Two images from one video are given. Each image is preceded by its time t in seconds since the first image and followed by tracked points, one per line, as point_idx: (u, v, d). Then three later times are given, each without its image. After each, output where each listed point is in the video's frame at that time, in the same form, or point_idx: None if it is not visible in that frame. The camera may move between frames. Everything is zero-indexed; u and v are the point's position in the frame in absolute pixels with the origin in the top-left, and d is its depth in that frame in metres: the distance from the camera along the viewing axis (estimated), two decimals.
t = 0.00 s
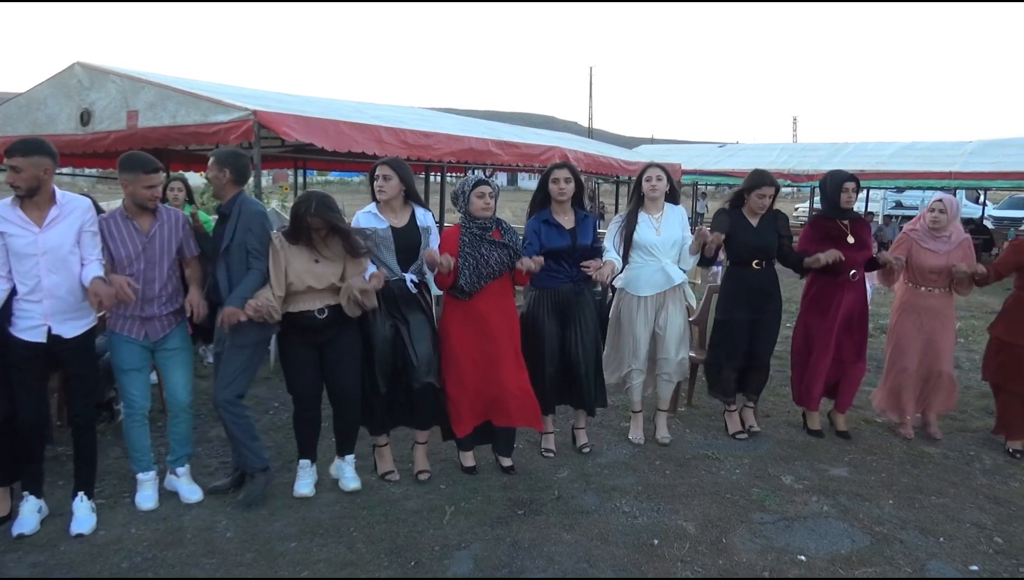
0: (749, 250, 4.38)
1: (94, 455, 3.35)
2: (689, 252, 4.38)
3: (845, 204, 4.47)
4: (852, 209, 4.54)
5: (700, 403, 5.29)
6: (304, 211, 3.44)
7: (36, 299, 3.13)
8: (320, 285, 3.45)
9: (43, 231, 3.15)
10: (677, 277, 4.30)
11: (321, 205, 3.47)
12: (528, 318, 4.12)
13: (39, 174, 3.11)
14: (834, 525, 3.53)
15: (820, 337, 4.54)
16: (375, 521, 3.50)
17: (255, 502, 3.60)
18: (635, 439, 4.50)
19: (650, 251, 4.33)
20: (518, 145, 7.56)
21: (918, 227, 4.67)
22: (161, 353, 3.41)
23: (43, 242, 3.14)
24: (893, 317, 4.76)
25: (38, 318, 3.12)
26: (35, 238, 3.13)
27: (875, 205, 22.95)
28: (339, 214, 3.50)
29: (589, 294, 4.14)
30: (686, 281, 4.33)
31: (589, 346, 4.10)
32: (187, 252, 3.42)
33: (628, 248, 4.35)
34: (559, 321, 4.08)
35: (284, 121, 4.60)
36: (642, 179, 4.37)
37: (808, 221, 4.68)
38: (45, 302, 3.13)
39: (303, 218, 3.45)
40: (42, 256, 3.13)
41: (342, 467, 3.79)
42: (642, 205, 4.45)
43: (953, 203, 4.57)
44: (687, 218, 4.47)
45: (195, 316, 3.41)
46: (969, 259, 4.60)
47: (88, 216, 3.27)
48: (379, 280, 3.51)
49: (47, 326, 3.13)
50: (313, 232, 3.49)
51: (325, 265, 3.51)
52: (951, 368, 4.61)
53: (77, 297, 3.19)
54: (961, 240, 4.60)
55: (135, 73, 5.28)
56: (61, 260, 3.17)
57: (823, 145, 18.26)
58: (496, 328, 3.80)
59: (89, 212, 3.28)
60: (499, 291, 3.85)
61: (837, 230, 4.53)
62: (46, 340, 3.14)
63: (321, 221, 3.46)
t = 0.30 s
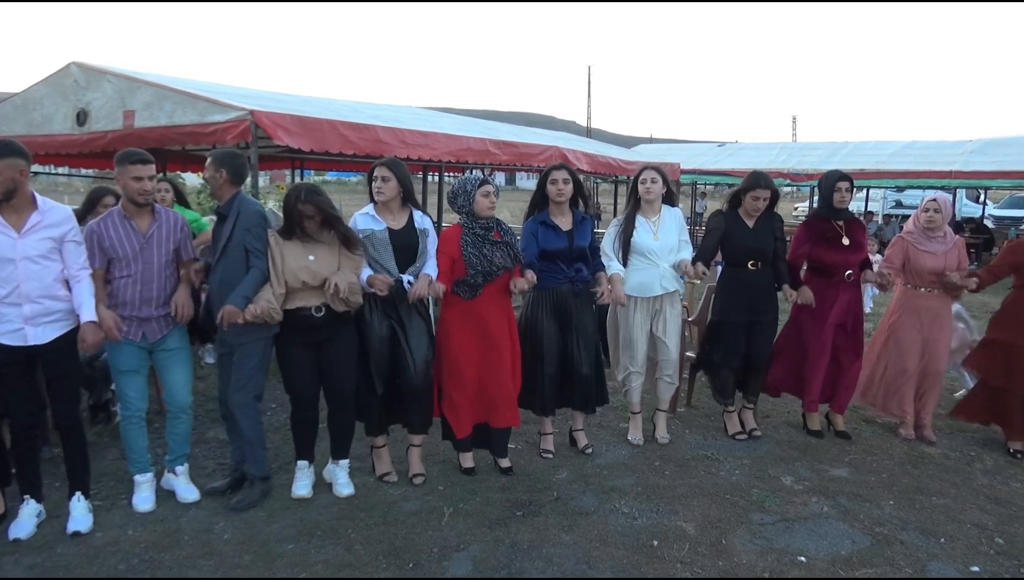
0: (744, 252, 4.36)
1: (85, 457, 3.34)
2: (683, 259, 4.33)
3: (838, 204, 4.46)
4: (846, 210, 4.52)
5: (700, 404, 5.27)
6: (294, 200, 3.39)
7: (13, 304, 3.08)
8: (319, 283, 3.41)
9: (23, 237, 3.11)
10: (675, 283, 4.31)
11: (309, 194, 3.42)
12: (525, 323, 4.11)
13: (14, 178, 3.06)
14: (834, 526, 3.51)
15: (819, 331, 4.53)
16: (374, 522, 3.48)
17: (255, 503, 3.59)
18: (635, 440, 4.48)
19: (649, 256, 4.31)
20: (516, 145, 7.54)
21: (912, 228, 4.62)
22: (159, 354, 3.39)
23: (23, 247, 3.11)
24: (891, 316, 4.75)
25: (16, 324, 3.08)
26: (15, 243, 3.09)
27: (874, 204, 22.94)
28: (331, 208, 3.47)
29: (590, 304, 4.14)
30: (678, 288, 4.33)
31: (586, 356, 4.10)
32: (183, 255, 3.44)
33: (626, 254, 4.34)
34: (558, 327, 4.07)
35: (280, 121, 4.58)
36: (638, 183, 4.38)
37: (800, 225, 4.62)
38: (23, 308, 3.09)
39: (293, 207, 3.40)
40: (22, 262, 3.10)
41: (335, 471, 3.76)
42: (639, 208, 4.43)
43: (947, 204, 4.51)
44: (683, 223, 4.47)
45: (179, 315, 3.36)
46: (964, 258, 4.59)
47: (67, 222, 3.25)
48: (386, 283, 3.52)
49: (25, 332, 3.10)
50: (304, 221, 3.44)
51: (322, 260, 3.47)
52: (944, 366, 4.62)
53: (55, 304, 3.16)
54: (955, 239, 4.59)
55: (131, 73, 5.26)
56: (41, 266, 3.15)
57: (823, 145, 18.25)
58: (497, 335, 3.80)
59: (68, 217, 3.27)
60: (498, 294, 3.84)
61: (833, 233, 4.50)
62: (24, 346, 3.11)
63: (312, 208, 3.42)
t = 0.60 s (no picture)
0: (741, 253, 4.43)
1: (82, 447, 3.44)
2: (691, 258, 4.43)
3: (830, 210, 4.54)
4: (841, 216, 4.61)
5: (697, 406, 5.33)
6: (310, 195, 3.49)
7: (24, 296, 3.16)
8: (341, 280, 3.52)
9: (33, 229, 3.19)
10: (672, 285, 4.36)
11: (325, 189, 3.53)
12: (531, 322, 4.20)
13: (24, 173, 3.13)
14: (827, 528, 3.58)
15: (807, 341, 4.61)
16: (374, 518, 3.55)
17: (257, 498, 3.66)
18: (631, 440, 4.55)
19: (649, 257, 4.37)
20: (520, 148, 7.61)
21: (908, 235, 4.72)
22: (169, 349, 3.46)
23: (34, 240, 3.18)
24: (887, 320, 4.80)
25: (26, 315, 3.15)
26: (26, 236, 3.17)
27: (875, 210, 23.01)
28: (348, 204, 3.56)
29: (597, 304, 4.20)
30: (675, 292, 4.38)
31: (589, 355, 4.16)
32: (197, 247, 3.51)
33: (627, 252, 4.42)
34: (561, 326, 4.15)
35: (288, 123, 4.65)
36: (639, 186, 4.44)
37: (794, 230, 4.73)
38: (34, 300, 3.17)
39: (310, 202, 3.49)
40: (32, 254, 3.18)
41: (348, 457, 3.95)
42: (640, 210, 4.51)
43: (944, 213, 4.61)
44: (684, 224, 4.54)
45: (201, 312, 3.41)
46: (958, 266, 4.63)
47: (76, 214, 3.33)
48: (407, 266, 3.57)
49: (34, 323, 3.17)
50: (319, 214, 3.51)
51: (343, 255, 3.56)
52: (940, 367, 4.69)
53: (64, 295, 3.24)
54: (951, 248, 4.65)
55: (141, 73, 5.32)
56: (51, 257, 3.22)
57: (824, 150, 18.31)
58: (504, 335, 3.88)
59: (77, 210, 3.35)
60: (507, 293, 3.90)
61: (826, 236, 4.58)
62: (34, 338, 3.18)
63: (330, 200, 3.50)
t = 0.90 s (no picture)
0: (753, 256, 4.43)
1: (89, 438, 3.44)
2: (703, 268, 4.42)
3: (847, 215, 4.53)
4: (859, 222, 4.58)
5: (705, 407, 5.33)
6: (335, 192, 3.49)
7: (40, 290, 3.16)
8: (364, 278, 3.54)
9: (53, 224, 3.19)
10: (689, 289, 4.35)
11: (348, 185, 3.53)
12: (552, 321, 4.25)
13: (50, 166, 3.13)
14: (834, 532, 3.57)
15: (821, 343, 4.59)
16: (381, 514, 3.54)
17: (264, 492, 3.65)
18: (642, 433, 4.64)
19: (667, 260, 4.39)
20: (531, 147, 7.59)
21: (933, 242, 4.70)
22: (177, 342, 3.45)
23: (53, 235, 3.18)
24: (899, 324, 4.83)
25: (41, 309, 3.16)
26: (45, 231, 3.17)
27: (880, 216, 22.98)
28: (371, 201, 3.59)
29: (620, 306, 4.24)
30: (694, 294, 4.37)
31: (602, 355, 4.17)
32: (211, 246, 3.51)
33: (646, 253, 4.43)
34: (578, 324, 4.15)
35: (302, 118, 4.64)
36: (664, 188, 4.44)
37: (812, 232, 4.74)
38: (49, 293, 3.17)
39: (333, 196, 3.50)
40: (51, 249, 3.18)
41: (355, 454, 3.94)
42: (663, 212, 4.52)
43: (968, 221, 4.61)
44: (706, 232, 4.54)
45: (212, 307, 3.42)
46: (980, 277, 4.63)
47: (97, 212, 3.32)
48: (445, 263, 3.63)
49: (48, 318, 3.17)
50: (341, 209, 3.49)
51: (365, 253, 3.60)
52: (951, 375, 4.68)
53: (82, 291, 3.24)
54: (974, 258, 4.64)
55: (155, 65, 5.32)
56: (69, 252, 3.23)
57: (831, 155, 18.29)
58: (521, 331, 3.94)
59: (98, 208, 3.33)
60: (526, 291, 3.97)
61: (841, 241, 4.58)
62: (47, 332, 3.18)
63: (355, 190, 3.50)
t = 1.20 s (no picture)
0: (756, 253, 4.40)
1: (92, 437, 3.42)
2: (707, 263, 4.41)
3: (848, 213, 4.52)
4: (861, 220, 4.59)
5: (712, 408, 5.30)
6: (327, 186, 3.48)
7: (40, 284, 3.13)
8: (355, 272, 3.50)
9: (55, 217, 3.17)
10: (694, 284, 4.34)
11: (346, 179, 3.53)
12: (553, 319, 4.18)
13: (53, 160, 3.12)
14: (841, 534, 3.54)
15: (823, 341, 4.57)
16: (385, 515, 3.52)
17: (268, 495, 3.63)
18: (653, 434, 4.65)
19: (675, 256, 4.35)
20: (536, 146, 7.57)
21: (941, 239, 4.66)
22: (171, 340, 3.43)
23: (55, 228, 3.16)
24: (907, 323, 4.81)
25: (43, 303, 3.13)
26: (46, 224, 3.15)
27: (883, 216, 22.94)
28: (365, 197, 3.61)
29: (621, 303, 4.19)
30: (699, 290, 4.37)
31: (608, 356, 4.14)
32: (198, 239, 3.47)
33: (652, 251, 4.40)
34: (585, 324, 4.12)
35: (306, 116, 4.62)
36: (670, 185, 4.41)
37: (815, 230, 4.70)
38: (51, 288, 3.14)
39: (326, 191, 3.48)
40: (52, 242, 3.15)
41: (360, 454, 3.92)
42: (668, 209, 4.50)
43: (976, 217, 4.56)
44: (711, 225, 4.51)
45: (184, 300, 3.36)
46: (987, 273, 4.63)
47: (99, 205, 3.28)
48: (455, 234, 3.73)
49: (49, 312, 3.14)
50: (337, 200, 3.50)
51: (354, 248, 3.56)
52: (955, 372, 4.68)
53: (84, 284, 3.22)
54: (981, 254, 4.64)
55: (158, 63, 5.30)
56: (70, 246, 3.19)
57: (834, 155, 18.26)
58: (530, 327, 3.91)
59: (100, 201, 3.30)
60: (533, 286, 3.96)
61: (845, 239, 4.55)
62: (50, 327, 3.15)
63: (352, 182, 3.55)
